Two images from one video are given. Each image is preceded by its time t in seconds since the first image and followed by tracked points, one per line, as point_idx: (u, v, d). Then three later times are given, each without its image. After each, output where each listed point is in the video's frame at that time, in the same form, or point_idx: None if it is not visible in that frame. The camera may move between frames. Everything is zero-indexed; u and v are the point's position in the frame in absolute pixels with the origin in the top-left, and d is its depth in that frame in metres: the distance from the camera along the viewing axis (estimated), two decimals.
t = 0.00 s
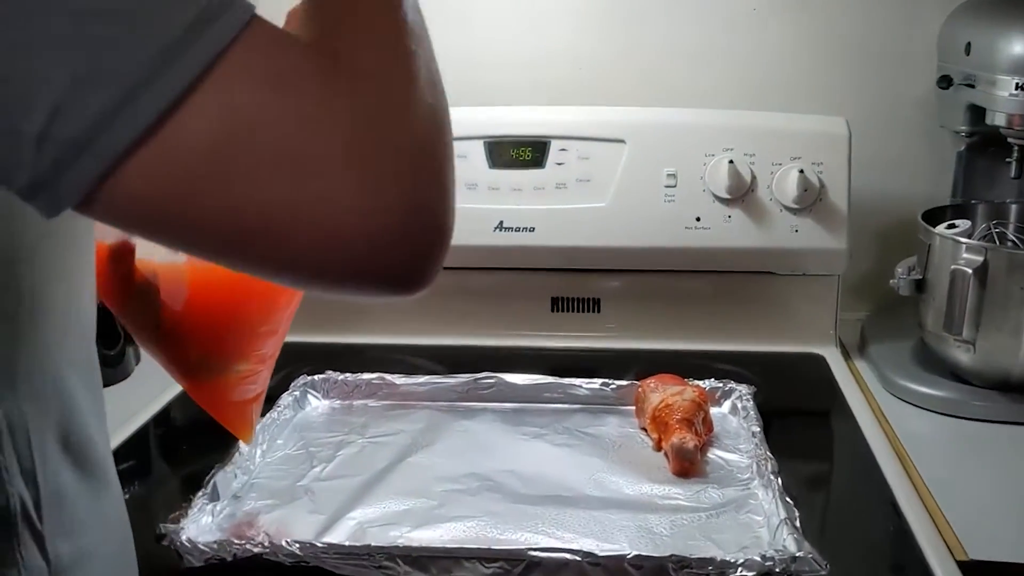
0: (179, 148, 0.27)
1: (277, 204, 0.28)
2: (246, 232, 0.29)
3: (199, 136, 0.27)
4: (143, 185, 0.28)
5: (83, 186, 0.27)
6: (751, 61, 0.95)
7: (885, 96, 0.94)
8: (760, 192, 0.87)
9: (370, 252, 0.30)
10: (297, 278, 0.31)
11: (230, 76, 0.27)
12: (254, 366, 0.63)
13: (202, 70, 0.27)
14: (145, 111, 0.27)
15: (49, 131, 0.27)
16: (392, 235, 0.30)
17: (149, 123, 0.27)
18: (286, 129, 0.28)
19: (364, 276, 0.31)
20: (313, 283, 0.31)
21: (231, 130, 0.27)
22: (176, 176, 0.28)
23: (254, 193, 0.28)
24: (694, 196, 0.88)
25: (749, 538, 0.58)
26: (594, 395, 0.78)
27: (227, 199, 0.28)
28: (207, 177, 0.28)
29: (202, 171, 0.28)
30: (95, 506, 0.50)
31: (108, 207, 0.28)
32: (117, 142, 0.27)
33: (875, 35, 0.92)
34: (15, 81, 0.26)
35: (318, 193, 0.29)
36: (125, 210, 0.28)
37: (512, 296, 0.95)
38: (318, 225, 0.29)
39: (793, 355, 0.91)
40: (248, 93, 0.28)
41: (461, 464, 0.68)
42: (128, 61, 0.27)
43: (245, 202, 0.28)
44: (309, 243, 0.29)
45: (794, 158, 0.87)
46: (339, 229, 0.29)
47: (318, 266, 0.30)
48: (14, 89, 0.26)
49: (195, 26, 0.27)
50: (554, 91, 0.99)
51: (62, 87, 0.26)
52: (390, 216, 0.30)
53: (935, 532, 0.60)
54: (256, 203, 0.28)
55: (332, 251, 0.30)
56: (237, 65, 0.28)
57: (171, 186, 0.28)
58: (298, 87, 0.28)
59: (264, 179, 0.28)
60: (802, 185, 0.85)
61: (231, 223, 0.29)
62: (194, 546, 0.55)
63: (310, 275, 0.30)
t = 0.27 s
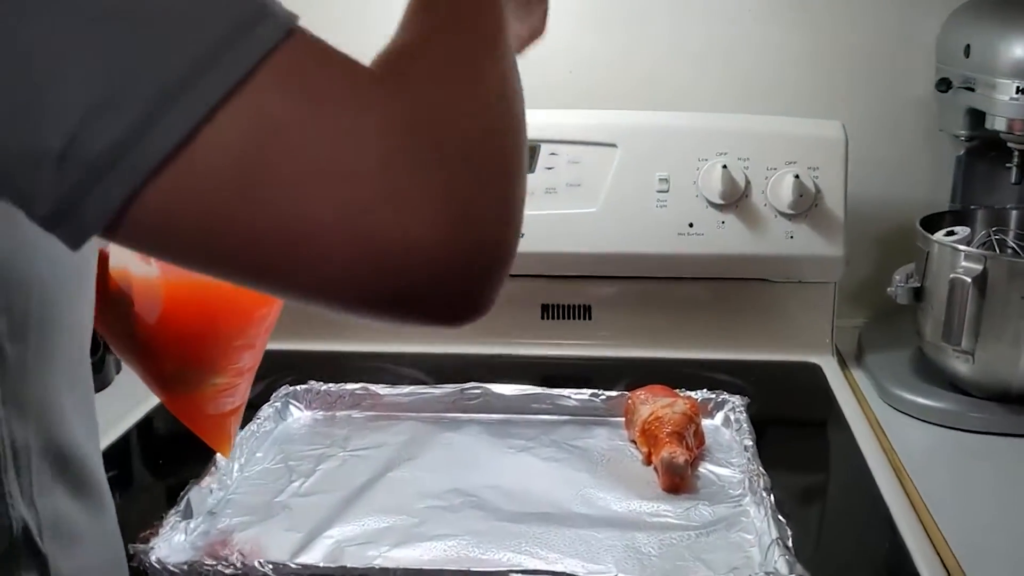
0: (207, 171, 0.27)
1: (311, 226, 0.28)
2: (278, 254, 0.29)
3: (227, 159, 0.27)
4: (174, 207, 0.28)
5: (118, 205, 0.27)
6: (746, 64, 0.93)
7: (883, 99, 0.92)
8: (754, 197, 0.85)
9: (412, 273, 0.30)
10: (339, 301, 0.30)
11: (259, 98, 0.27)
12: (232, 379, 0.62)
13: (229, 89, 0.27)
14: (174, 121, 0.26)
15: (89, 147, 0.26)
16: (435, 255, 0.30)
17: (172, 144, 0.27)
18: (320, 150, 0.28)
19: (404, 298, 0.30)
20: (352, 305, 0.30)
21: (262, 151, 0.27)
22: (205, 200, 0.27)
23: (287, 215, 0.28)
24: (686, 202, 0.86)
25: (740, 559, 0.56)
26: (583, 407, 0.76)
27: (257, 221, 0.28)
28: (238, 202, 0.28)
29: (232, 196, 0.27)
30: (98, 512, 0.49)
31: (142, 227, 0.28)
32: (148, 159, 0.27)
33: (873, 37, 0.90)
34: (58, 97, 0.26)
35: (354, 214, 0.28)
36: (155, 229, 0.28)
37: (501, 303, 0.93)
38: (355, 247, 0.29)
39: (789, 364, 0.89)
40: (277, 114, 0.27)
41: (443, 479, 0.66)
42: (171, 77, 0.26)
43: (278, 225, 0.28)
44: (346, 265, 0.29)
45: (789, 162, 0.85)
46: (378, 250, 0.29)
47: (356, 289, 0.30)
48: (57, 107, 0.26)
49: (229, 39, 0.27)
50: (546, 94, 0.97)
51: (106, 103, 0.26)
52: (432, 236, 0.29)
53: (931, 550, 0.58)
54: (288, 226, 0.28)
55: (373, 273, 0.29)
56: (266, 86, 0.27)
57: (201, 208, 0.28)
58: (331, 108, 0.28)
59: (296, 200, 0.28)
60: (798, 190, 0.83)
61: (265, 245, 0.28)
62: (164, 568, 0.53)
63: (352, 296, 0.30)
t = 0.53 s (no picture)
0: (289, 243, 0.27)
1: (375, 303, 0.29)
2: (338, 321, 0.29)
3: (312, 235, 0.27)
4: (245, 269, 0.27)
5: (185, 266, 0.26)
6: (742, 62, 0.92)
7: (881, 97, 0.90)
8: (748, 198, 0.84)
9: (458, 346, 0.31)
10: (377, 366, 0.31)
11: (347, 176, 0.27)
12: (191, 375, 0.60)
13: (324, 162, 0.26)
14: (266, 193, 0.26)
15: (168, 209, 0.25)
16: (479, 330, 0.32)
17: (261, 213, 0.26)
18: (404, 236, 0.28)
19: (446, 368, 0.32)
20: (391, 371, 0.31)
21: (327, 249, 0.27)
22: (280, 270, 0.27)
23: (354, 290, 0.28)
24: (679, 202, 0.85)
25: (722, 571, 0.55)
26: (571, 410, 0.75)
27: (329, 295, 0.28)
28: (315, 276, 0.27)
29: (307, 270, 0.27)
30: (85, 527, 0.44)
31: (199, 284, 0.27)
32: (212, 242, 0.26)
33: (870, 35, 0.89)
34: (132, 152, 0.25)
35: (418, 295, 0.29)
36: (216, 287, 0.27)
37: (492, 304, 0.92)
38: (414, 322, 0.30)
39: (782, 367, 0.88)
40: (364, 195, 0.27)
41: (425, 485, 0.65)
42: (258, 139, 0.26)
43: (345, 297, 0.28)
44: (399, 339, 0.30)
45: (784, 162, 0.84)
46: (431, 325, 0.30)
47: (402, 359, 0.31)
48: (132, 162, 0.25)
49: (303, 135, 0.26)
50: (538, 92, 0.96)
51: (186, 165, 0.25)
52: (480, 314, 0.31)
53: (920, 560, 0.57)
54: (355, 300, 0.28)
55: (422, 346, 0.31)
56: (358, 165, 0.27)
57: (272, 277, 0.27)
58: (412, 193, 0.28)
59: (367, 278, 0.28)
60: (792, 190, 0.82)
61: (325, 314, 0.28)
62: None
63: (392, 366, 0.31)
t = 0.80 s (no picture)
0: (291, 365, 0.29)
1: (353, 428, 0.31)
2: (314, 434, 0.31)
3: (314, 364, 0.29)
4: (246, 374, 0.29)
5: (199, 356, 0.29)
6: (746, 64, 0.91)
7: (884, 99, 0.90)
8: (749, 199, 0.83)
9: (420, 470, 0.34)
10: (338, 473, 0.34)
11: (357, 314, 0.30)
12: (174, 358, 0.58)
13: (339, 296, 0.29)
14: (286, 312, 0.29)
15: (203, 306, 0.28)
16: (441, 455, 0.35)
17: (270, 332, 0.29)
18: (401, 375, 0.31)
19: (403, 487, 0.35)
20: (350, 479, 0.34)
21: (329, 369, 0.30)
22: (276, 384, 0.30)
23: (338, 414, 0.31)
24: (679, 203, 0.84)
25: None
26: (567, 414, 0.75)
27: (315, 413, 0.30)
28: (307, 396, 0.30)
29: (300, 389, 0.30)
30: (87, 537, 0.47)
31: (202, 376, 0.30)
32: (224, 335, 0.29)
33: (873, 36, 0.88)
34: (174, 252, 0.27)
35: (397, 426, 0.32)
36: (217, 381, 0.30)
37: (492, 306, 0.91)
38: (390, 448, 0.32)
39: (784, 371, 0.86)
40: (371, 332, 0.30)
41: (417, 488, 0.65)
42: (287, 254, 0.29)
43: (327, 417, 0.31)
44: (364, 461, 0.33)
45: (786, 162, 0.83)
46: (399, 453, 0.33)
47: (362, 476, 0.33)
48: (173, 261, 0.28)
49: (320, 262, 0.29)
50: (540, 92, 0.96)
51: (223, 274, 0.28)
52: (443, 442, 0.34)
53: (914, 567, 0.56)
54: (336, 420, 0.31)
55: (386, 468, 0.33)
56: (370, 305, 0.30)
57: (267, 389, 0.30)
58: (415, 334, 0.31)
59: (351, 406, 0.31)
60: (794, 191, 0.81)
61: (306, 427, 0.31)
62: None
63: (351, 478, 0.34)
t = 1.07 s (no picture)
0: (244, 430, 0.30)
1: (295, 502, 0.32)
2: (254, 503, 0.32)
3: (267, 433, 0.30)
4: (199, 434, 0.30)
5: (159, 410, 0.30)
6: (745, 64, 0.93)
7: (882, 99, 0.91)
8: (747, 195, 0.82)
9: (354, 552, 0.34)
10: (270, 549, 0.34)
11: (317, 386, 0.31)
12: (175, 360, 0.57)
13: (302, 369, 0.30)
14: (259, 372, 0.30)
15: (181, 353, 0.29)
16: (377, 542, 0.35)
17: (230, 396, 0.30)
18: (353, 450, 0.32)
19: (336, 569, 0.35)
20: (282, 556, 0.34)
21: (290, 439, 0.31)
22: (227, 449, 0.30)
23: (282, 486, 0.31)
24: (677, 200, 0.83)
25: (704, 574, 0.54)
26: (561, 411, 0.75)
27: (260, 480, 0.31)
28: (255, 463, 0.31)
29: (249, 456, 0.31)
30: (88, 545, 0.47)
31: (156, 429, 0.31)
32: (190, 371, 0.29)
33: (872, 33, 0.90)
34: (156, 296, 0.28)
35: (339, 504, 0.33)
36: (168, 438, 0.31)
37: (489, 302, 0.90)
38: (330, 524, 0.33)
39: (782, 367, 0.86)
40: (328, 406, 0.31)
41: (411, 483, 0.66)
42: (265, 312, 0.30)
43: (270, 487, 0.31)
44: (299, 535, 0.33)
45: (783, 158, 0.82)
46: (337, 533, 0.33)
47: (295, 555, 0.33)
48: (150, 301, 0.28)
49: (288, 331, 0.30)
50: (546, 93, 0.98)
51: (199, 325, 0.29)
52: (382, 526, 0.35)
53: (905, 562, 0.56)
54: (278, 493, 0.32)
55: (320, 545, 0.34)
56: (332, 380, 0.31)
57: (216, 452, 0.31)
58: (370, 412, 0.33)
59: (296, 479, 0.31)
60: (791, 188, 0.80)
61: (247, 495, 0.32)
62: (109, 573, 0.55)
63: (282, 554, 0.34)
